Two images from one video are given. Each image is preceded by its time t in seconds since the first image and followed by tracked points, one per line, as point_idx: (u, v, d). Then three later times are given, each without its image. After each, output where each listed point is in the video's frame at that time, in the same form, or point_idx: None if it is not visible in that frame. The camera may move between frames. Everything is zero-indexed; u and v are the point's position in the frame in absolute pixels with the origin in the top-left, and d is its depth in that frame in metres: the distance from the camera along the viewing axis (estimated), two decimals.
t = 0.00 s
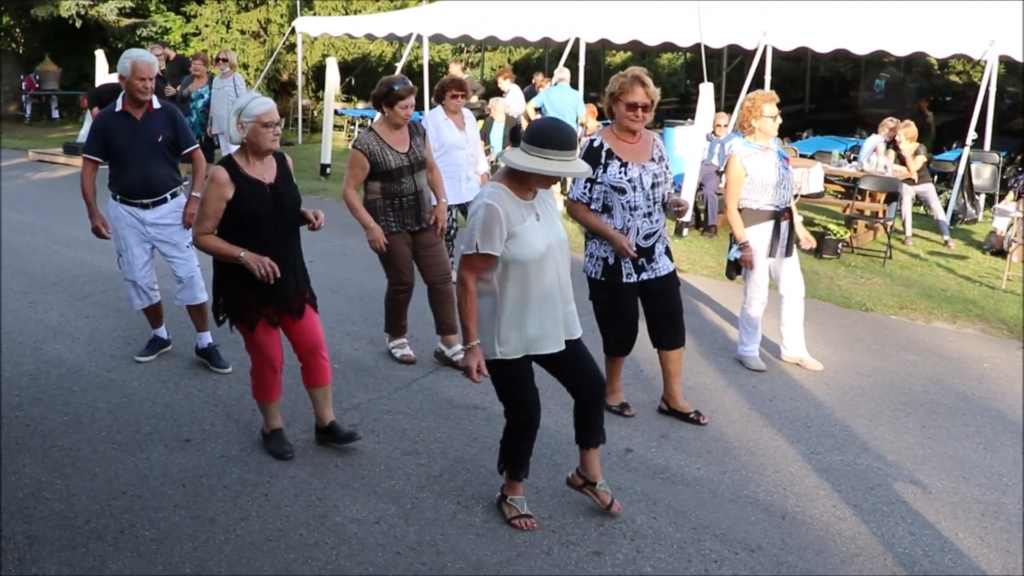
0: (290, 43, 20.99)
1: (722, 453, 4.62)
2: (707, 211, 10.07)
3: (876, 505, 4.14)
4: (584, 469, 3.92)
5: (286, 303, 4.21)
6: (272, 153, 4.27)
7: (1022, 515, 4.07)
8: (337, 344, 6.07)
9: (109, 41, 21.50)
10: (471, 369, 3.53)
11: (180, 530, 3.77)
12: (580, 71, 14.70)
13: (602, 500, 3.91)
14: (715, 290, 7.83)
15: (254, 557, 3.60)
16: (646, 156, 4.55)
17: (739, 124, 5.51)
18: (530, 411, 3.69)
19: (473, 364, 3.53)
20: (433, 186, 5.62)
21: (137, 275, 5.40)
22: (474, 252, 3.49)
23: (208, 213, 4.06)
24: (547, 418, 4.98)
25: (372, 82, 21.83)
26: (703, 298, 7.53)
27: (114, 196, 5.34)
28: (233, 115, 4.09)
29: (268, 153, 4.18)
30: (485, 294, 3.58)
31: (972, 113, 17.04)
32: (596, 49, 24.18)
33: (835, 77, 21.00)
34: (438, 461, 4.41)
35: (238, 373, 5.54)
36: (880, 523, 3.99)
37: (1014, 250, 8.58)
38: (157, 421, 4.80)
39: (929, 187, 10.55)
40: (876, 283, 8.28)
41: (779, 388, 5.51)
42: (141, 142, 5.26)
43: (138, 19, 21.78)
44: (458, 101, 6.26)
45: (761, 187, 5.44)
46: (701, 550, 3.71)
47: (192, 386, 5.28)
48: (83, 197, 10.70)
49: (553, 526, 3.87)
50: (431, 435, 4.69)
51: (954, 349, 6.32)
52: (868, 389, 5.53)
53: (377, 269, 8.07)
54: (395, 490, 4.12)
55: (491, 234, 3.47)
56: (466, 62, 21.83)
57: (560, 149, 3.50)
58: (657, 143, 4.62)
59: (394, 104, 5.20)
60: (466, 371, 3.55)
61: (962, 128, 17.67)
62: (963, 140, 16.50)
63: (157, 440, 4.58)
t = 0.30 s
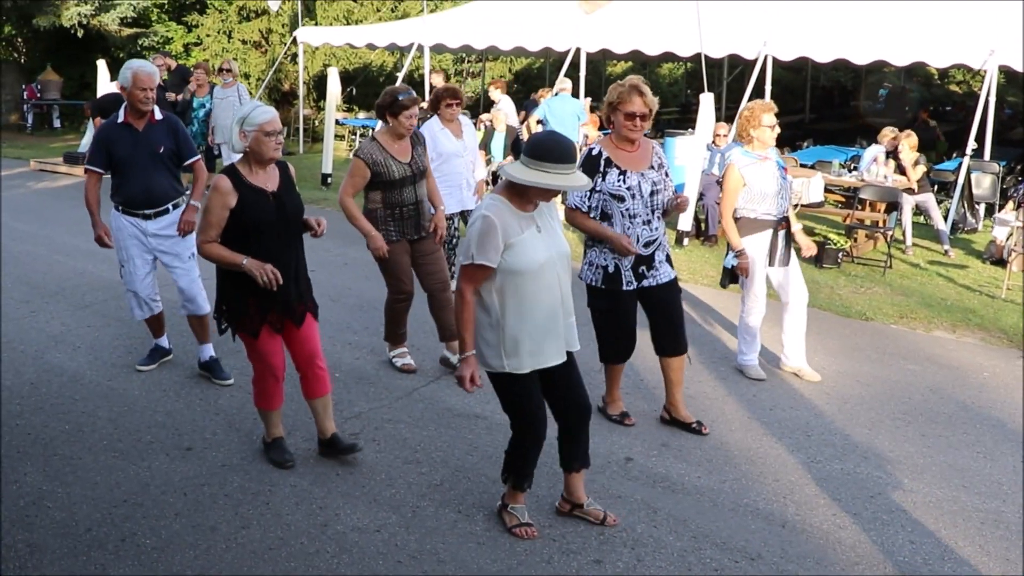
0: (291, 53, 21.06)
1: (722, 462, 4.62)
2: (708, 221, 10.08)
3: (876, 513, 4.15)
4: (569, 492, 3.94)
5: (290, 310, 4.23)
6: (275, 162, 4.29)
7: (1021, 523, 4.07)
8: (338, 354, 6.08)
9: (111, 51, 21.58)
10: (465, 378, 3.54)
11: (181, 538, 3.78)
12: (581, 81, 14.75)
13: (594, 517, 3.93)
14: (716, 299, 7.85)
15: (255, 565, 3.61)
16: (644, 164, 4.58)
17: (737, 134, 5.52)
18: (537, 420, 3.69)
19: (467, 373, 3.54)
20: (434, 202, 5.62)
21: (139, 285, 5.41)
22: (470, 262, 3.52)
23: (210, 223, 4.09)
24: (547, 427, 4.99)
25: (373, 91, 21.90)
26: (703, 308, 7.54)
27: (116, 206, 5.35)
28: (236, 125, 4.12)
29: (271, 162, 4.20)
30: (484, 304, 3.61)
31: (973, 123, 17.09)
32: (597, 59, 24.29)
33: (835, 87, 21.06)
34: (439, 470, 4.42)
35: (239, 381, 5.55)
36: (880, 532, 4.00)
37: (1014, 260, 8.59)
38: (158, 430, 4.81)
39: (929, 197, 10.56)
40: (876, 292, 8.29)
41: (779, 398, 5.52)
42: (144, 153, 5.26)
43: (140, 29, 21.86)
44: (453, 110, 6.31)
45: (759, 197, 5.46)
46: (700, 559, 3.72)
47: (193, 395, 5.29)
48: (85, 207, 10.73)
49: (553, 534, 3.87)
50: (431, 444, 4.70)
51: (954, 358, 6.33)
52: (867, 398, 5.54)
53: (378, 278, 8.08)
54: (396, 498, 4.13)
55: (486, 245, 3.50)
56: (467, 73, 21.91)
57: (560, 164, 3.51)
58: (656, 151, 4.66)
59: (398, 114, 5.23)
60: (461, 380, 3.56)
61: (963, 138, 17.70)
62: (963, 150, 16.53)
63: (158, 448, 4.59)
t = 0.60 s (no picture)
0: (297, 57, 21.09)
1: (728, 468, 4.62)
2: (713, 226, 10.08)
3: (882, 520, 4.15)
4: (585, 482, 3.97)
5: (299, 309, 4.23)
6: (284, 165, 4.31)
7: None
8: (344, 358, 6.09)
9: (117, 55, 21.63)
10: (480, 378, 3.50)
11: (187, 542, 3.78)
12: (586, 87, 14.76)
13: (606, 510, 3.95)
14: (721, 304, 7.85)
15: (260, 569, 3.61)
16: (656, 169, 4.58)
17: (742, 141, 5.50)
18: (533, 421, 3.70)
19: (481, 372, 3.51)
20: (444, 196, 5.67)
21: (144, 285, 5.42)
22: (474, 261, 3.51)
23: (220, 225, 4.10)
24: (553, 432, 4.99)
25: (379, 96, 21.93)
26: (709, 313, 7.54)
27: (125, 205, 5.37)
28: (245, 127, 4.14)
29: (280, 164, 4.22)
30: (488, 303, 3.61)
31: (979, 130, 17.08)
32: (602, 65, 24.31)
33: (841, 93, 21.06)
34: (444, 475, 4.42)
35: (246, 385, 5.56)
36: (886, 539, 3.99)
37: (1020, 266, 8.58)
38: (164, 434, 4.82)
39: (935, 203, 10.55)
40: (882, 298, 8.28)
41: (785, 403, 5.52)
42: (153, 153, 5.29)
43: (146, 33, 21.90)
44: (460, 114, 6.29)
45: (764, 203, 5.46)
46: (705, 565, 3.72)
47: (199, 399, 5.30)
48: (91, 210, 10.75)
49: (558, 540, 3.87)
50: (437, 449, 4.71)
51: (960, 365, 6.32)
52: (873, 404, 5.54)
53: (384, 283, 8.08)
54: (402, 503, 4.14)
55: (489, 244, 3.50)
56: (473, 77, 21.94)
57: (563, 161, 3.52)
58: (666, 156, 4.65)
59: (410, 106, 5.28)
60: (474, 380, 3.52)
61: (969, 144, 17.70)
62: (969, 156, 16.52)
63: (164, 452, 4.59)
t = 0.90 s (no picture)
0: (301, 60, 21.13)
1: (731, 472, 4.61)
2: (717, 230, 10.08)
3: (886, 525, 4.14)
4: (568, 488, 3.98)
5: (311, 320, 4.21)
6: (298, 176, 4.31)
7: None
8: (348, 361, 6.09)
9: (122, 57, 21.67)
10: (517, 378, 3.48)
11: (189, 544, 3.78)
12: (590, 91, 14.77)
13: (592, 515, 3.96)
14: (724, 309, 7.85)
15: (263, 571, 3.61)
16: (679, 177, 4.58)
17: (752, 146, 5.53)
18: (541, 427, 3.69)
19: (518, 373, 3.49)
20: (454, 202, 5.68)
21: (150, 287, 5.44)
22: (487, 268, 3.50)
23: (236, 234, 4.08)
24: (556, 436, 4.98)
25: (383, 99, 21.96)
26: (713, 317, 7.54)
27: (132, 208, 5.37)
28: (260, 137, 4.14)
29: (295, 175, 4.21)
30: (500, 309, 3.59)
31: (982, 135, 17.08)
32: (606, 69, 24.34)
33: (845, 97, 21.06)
34: (447, 478, 4.42)
35: (249, 388, 5.56)
36: (889, 544, 3.98)
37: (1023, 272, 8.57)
38: (167, 436, 4.82)
39: (939, 208, 10.55)
40: (886, 303, 8.28)
41: (788, 408, 5.51)
42: (164, 159, 5.28)
43: (151, 36, 21.94)
44: (465, 121, 6.19)
45: (777, 207, 5.46)
46: (708, 569, 3.72)
47: (202, 402, 5.30)
48: (95, 212, 10.76)
49: (561, 544, 3.87)
50: (440, 452, 4.70)
51: (963, 370, 6.31)
52: (876, 409, 5.52)
53: (388, 286, 8.09)
54: (405, 506, 4.14)
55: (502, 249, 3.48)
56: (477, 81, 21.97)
57: (569, 166, 3.53)
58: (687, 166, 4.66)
59: (428, 117, 5.22)
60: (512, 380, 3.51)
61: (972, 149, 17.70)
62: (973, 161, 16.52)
63: (167, 454, 4.60)
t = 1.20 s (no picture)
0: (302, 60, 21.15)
1: (734, 472, 4.61)
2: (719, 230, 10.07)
3: (888, 525, 4.13)
4: (512, 497, 3.97)
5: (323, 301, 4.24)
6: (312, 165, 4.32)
7: None
8: (350, 361, 6.09)
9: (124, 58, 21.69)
10: (495, 375, 3.47)
11: (191, 545, 3.78)
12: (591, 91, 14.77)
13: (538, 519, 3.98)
14: (726, 308, 7.85)
15: (265, 572, 3.61)
16: (692, 171, 4.58)
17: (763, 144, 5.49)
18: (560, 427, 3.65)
19: (497, 370, 3.48)
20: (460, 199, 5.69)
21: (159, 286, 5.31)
22: (494, 261, 3.51)
23: (253, 226, 4.10)
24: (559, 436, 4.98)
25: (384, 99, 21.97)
26: (714, 317, 7.54)
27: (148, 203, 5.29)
28: (273, 129, 4.15)
29: (309, 164, 4.23)
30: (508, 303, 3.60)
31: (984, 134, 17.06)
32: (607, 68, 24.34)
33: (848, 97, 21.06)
34: (450, 478, 4.42)
35: (252, 388, 5.55)
36: (891, 544, 3.98)
37: None
38: (169, 437, 4.81)
39: (941, 208, 10.54)
40: (888, 302, 8.27)
41: (791, 408, 5.51)
42: (185, 154, 5.29)
43: (152, 36, 21.96)
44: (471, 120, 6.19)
45: (784, 204, 5.42)
46: (711, 568, 3.71)
47: (204, 402, 5.30)
48: (96, 213, 10.77)
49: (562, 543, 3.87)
50: (443, 452, 4.70)
51: (966, 370, 6.31)
52: (879, 409, 5.52)
53: (390, 286, 8.09)
54: (407, 506, 4.13)
55: (512, 243, 3.49)
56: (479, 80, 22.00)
57: (580, 163, 3.51)
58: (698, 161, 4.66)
59: (434, 112, 5.21)
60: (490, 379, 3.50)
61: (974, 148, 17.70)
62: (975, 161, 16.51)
63: (169, 455, 4.60)
